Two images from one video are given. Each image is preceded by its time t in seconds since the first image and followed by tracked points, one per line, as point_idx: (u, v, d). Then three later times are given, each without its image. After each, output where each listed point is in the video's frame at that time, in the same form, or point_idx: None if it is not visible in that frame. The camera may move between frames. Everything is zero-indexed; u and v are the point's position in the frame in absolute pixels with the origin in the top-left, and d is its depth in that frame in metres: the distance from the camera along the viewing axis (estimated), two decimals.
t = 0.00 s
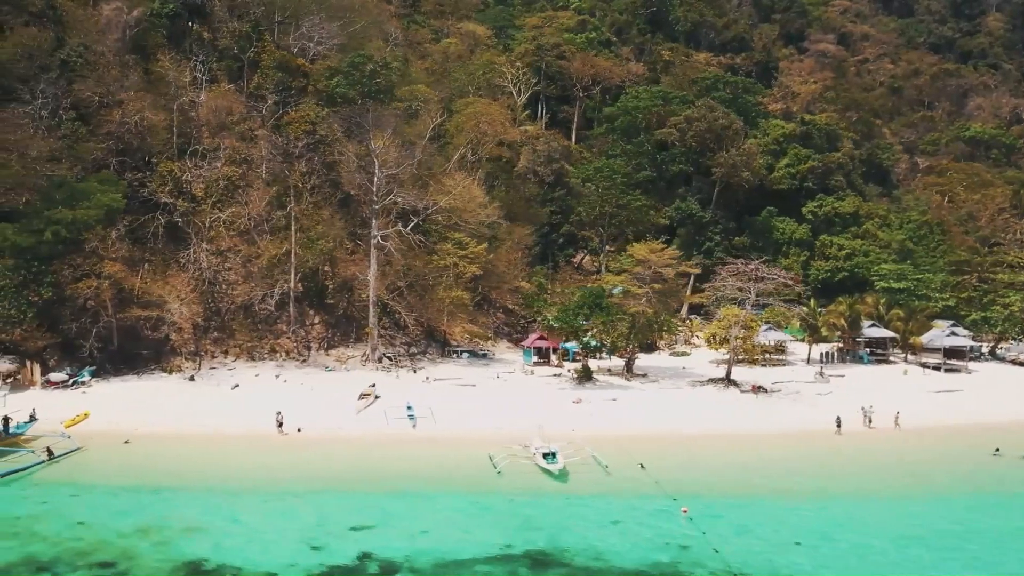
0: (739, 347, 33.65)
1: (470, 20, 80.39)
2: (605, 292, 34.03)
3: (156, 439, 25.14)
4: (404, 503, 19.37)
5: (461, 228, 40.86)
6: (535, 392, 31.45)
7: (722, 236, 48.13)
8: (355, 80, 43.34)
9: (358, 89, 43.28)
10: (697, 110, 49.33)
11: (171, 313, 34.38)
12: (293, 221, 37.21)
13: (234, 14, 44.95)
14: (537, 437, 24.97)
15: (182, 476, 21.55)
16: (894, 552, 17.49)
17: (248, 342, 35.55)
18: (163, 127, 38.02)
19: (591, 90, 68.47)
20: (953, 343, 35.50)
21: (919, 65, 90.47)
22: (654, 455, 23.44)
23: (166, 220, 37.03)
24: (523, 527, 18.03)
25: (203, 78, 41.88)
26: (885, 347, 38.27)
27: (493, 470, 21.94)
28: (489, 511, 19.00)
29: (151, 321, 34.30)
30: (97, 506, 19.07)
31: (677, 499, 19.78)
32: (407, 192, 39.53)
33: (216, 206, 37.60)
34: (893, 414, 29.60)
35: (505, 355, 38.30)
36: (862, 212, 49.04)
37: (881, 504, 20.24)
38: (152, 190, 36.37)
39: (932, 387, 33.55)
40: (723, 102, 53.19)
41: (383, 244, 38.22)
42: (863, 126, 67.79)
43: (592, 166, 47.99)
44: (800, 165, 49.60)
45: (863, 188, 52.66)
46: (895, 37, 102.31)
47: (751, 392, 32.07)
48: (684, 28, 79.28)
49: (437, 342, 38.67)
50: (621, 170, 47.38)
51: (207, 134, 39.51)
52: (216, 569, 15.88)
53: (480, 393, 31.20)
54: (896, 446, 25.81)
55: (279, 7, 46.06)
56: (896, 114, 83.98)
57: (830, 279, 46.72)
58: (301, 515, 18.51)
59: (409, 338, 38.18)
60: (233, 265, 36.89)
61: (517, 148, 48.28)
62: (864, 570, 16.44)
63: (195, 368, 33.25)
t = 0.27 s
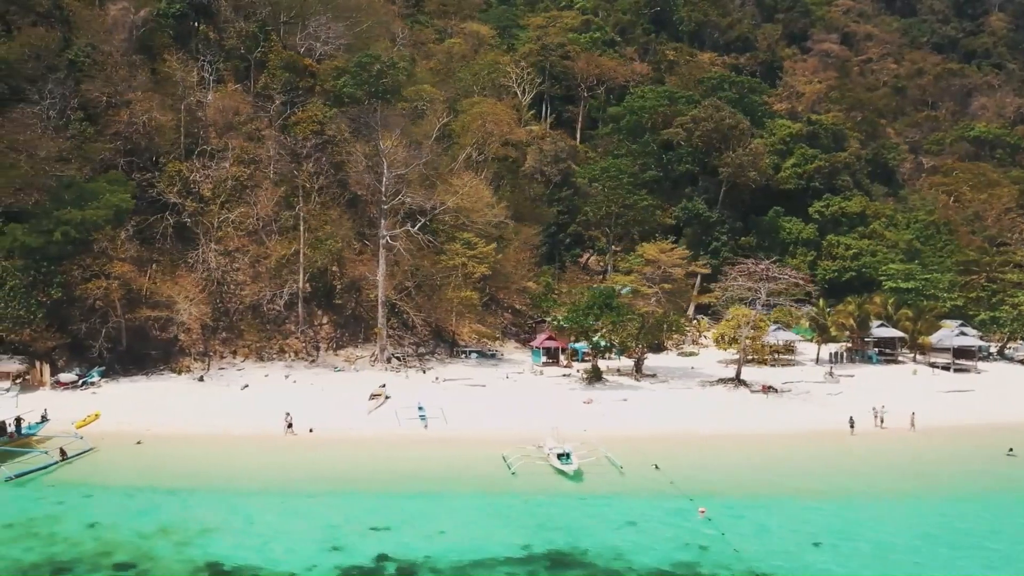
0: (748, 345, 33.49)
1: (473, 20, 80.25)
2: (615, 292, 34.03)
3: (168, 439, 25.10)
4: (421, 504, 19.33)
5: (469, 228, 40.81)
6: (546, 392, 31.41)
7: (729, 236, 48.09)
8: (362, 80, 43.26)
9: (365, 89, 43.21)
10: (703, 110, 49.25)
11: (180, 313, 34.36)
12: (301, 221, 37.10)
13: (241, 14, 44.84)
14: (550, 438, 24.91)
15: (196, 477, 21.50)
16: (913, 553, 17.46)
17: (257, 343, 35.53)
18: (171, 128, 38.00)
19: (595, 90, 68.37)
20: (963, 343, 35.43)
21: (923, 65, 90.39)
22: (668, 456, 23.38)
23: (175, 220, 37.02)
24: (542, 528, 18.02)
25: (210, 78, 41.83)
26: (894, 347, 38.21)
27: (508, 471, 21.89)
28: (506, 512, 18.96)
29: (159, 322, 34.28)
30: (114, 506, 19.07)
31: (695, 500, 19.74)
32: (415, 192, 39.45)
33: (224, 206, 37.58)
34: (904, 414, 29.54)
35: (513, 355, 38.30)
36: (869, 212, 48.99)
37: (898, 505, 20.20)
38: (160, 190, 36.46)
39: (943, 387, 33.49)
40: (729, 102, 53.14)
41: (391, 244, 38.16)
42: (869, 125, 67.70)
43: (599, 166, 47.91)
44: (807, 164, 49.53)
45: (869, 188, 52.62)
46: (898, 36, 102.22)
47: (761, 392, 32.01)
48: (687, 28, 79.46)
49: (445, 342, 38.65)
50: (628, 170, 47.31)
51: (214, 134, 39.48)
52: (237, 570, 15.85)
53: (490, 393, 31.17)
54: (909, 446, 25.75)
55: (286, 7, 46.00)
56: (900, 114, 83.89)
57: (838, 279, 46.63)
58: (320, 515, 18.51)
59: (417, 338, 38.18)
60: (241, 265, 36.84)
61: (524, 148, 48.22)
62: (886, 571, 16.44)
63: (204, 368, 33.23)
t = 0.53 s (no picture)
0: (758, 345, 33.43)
1: (477, 19, 80.16)
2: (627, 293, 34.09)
3: (182, 439, 25.06)
4: (439, 505, 19.30)
5: (478, 228, 40.77)
6: (557, 392, 31.37)
7: (736, 235, 48.07)
8: (370, 80, 43.18)
9: (373, 89, 43.17)
10: (711, 109, 49.18)
11: (190, 313, 34.30)
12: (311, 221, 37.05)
13: (248, 14, 44.76)
14: (564, 438, 24.85)
15: (212, 477, 21.47)
16: (934, 554, 17.44)
17: (267, 343, 35.51)
18: (179, 128, 37.96)
19: (600, 90, 68.30)
20: (974, 343, 35.39)
21: (927, 64, 90.34)
22: (683, 456, 23.34)
23: (184, 220, 36.99)
24: (562, 529, 18.02)
25: (218, 78, 41.79)
26: (904, 347, 38.17)
27: (524, 471, 21.86)
28: (525, 512, 18.94)
29: (169, 322, 34.22)
30: (132, 507, 19.05)
31: (713, 500, 19.70)
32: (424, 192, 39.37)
33: (233, 206, 37.53)
34: (917, 413, 29.48)
35: (523, 355, 38.32)
36: (877, 211, 48.95)
37: (916, 506, 20.16)
38: (170, 191, 36.40)
39: (954, 387, 33.43)
40: (736, 102, 53.10)
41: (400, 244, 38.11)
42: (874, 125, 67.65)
43: (606, 165, 47.85)
44: (815, 164, 49.52)
45: (876, 188, 52.60)
46: (902, 36, 102.14)
47: (773, 392, 31.96)
48: (692, 28, 79.41)
49: (454, 342, 38.67)
50: (635, 170, 47.26)
51: (223, 134, 39.43)
52: (259, 572, 15.85)
53: (501, 393, 31.13)
54: (923, 446, 25.71)
55: (294, 7, 45.94)
56: (905, 113, 83.84)
57: (846, 279, 46.56)
58: (339, 516, 18.49)
59: (426, 338, 38.19)
60: (250, 265, 36.79)
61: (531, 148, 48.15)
62: (908, 572, 16.42)
63: (214, 368, 33.17)
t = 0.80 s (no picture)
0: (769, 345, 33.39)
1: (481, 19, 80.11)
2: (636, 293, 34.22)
3: (194, 439, 24.99)
4: (457, 506, 19.24)
5: (486, 228, 40.72)
6: (568, 392, 31.32)
7: (743, 235, 48.05)
8: (378, 80, 43.11)
9: (381, 89, 43.11)
10: (718, 109, 49.12)
11: (199, 314, 34.24)
12: (320, 221, 36.99)
13: (255, 13, 44.69)
14: (577, 439, 24.78)
15: (227, 478, 21.41)
16: (955, 554, 17.42)
17: (276, 343, 35.46)
18: (188, 128, 37.94)
19: (605, 89, 68.23)
20: (984, 343, 35.33)
21: (931, 64, 90.29)
22: (698, 456, 23.28)
23: (192, 220, 36.94)
24: (581, 530, 17.96)
25: (226, 78, 41.73)
26: (913, 347, 38.11)
27: (540, 472, 21.80)
28: (544, 513, 18.88)
29: (178, 322, 34.15)
30: (148, 508, 19.02)
31: (731, 501, 19.64)
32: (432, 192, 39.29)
33: (242, 206, 37.47)
34: (930, 413, 29.41)
35: (532, 355, 38.33)
36: (884, 211, 48.90)
37: (935, 506, 20.11)
38: (179, 191, 36.40)
39: (966, 387, 33.36)
40: (743, 101, 53.04)
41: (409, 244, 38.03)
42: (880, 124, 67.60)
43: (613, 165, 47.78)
44: (822, 164, 49.49)
45: (883, 188, 52.57)
46: (906, 35, 102.07)
47: (784, 392, 31.90)
48: (696, 27, 79.50)
49: (463, 342, 38.68)
50: (642, 170, 47.20)
51: (231, 134, 39.38)
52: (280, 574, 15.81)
53: (512, 393, 31.07)
54: (938, 446, 25.65)
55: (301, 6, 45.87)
56: (910, 113, 83.79)
57: (854, 279, 46.47)
58: (357, 517, 18.45)
59: (435, 338, 38.17)
60: (259, 265, 36.74)
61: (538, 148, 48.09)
62: (931, 573, 16.37)
63: (224, 369, 33.07)
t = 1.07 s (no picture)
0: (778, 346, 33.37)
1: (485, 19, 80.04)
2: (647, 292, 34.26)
3: (206, 440, 24.94)
4: (474, 506, 19.21)
5: (494, 228, 40.65)
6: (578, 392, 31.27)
7: (750, 235, 48.01)
8: (386, 80, 43.03)
9: (388, 89, 43.04)
10: (725, 109, 49.06)
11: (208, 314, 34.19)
12: (328, 221, 36.93)
13: (262, 14, 44.67)
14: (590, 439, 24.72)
15: (241, 478, 21.36)
16: (974, 554, 17.40)
17: (285, 343, 35.43)
18: (195, 128, 37.91)
19: (610, 89, 68.14)
20: (994, 343, 35.25)
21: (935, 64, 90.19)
22: (712, 456, 23.23)
23: (201, 220, 36.90)
24: (599, 531, 17.92)
25: (233, 77, 41.69)
26: (923, 347, 38.03)
27: (555, 472, 21.75)
28: (561, 514, 18.83)
29: (187, 323, 34.09)
30: (164, 508, 18.99)
31: (748, 502, 19.60)
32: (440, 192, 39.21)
33: (250, 207, 37.43)
34: (941, 413, 29.34)
35: (541, 356, 38.30)
36: (891, 211, 48.83)
37: (952, 506, 20.05)
38: (187, 191, 36.40)
39: (977, 387, 33.27)
40: (750, 101, 52.98)
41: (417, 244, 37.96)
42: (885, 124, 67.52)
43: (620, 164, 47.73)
44: (829, 164, 49.42)
45: (890, 188, 52.50)
46: (910, 35, 101.96)
47: (794, 392, 31.84)
48: (700, 27, 79.77)
49: (471, 342, 38.64)
50: (649, 169, 47.15)
51: (238, 134, 39.33)
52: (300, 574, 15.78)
53: (523, 393, 31.02)
54: (951, 446, 25.59)
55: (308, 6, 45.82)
56: (914, 112, 83.68)
57: (862, 278, 46.38)
58: (374, 517, 18.43)
59: (444, 338, 38.13)
60: (267, 265, 36.68)
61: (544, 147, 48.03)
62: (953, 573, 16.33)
63: (233, 369, 32.95)
